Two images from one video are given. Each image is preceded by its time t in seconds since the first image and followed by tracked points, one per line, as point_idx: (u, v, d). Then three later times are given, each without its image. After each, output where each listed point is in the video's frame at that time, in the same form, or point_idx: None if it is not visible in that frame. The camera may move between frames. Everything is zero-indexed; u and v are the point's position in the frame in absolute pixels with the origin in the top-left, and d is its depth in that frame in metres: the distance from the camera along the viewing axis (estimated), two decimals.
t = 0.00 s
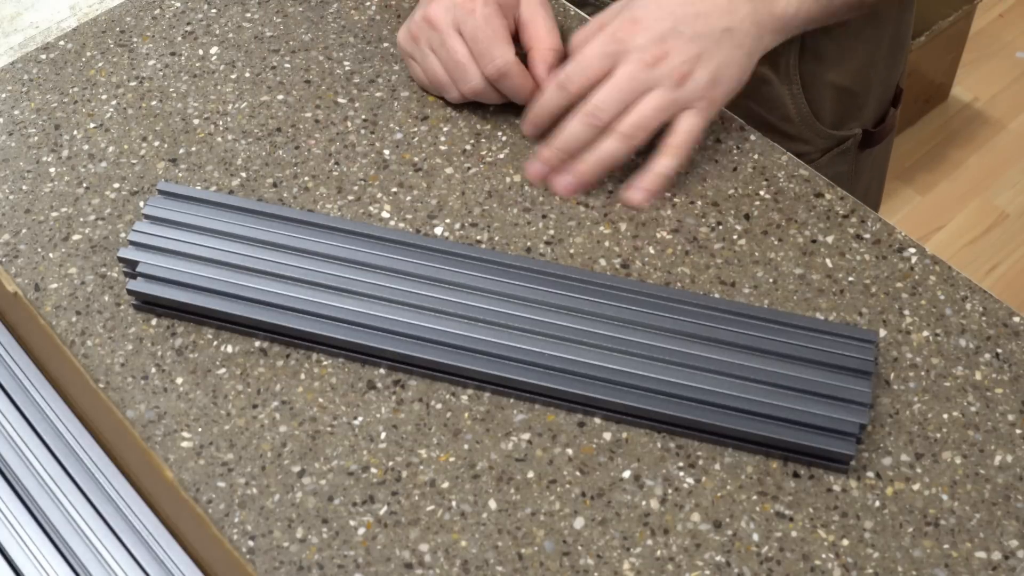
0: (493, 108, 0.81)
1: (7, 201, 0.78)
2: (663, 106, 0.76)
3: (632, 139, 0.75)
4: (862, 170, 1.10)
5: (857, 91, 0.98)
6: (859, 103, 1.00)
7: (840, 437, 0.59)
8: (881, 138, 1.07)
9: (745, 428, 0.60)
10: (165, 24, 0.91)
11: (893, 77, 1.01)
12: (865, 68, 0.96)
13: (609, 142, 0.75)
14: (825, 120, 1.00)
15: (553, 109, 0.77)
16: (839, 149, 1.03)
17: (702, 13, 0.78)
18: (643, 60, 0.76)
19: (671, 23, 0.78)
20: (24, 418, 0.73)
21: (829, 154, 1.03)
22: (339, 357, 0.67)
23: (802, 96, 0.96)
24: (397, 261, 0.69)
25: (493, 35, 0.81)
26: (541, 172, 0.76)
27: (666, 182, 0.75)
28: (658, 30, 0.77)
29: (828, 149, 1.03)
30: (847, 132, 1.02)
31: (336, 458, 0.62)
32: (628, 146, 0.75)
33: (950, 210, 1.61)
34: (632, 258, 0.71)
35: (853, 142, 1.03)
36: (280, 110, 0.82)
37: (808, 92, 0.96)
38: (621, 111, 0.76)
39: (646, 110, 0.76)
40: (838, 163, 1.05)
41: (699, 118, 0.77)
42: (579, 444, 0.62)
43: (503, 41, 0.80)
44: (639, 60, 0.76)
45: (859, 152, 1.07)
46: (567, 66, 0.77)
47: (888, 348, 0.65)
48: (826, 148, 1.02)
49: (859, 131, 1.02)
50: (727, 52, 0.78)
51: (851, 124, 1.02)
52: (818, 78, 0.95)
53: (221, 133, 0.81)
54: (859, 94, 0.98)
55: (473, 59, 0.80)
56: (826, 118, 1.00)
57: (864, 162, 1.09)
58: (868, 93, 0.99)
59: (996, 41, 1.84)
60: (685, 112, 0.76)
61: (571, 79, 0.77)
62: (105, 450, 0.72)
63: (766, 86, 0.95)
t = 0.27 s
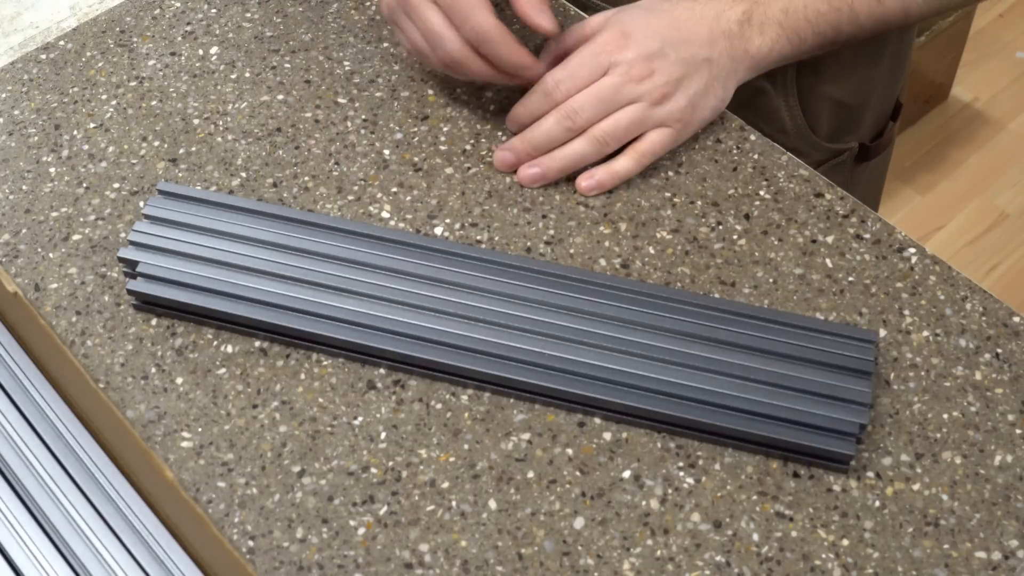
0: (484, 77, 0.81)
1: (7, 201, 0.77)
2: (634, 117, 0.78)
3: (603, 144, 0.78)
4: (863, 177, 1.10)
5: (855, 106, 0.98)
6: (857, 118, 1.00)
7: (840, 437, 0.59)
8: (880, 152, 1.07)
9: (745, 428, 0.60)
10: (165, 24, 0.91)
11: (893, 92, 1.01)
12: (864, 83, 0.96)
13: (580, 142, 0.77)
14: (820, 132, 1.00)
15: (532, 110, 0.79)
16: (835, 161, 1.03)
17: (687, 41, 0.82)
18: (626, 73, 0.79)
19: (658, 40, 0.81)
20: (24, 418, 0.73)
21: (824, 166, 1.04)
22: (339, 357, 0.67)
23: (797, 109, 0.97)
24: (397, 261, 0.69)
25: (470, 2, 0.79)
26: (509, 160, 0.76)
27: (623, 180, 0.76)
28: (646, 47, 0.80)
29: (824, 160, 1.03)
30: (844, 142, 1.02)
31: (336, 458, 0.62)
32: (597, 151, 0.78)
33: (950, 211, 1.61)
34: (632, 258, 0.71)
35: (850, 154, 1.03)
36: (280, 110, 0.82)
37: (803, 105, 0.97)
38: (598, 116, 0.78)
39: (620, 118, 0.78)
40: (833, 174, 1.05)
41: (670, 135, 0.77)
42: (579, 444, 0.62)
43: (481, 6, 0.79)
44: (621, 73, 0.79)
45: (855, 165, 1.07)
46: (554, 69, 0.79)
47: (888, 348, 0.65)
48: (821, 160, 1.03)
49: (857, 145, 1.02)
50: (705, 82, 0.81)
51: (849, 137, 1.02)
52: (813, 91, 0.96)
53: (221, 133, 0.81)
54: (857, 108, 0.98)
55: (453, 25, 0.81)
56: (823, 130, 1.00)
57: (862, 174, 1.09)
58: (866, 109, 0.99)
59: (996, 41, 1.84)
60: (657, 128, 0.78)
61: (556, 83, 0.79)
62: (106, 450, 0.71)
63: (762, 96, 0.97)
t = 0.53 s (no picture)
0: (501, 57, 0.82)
1: (7, 202, 0.77)
2: (635, 112, 0.79)
3: (603, 139, 0.78)
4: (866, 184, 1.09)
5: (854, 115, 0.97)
6: (857, 126, 0.99)
7: (840, 437, 0.59)
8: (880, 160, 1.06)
9: (745, 428, 0.60)
10: (165, 24, 0.91)
11: (894, 99, 1.01)
12: (864, 92, 0.95)
13: (581, 137, 0.78)
14: (819, 140, 1.00)
15: (534, 104, 0.80)
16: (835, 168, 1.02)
17: (689, 40, 0.82)
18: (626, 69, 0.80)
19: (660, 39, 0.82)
20: (24, 418, 0.73)
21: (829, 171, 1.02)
22: (339, 357, 0.67)
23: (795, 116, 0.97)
24: (397, 261, 0.69)
25: None
26: (511, 154, 0.77)
27: (622, 179, 0.76)
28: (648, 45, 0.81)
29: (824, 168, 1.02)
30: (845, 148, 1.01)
31: (336, 458, 0.62)
32: (597, 146, 0.78)
33: (950, 210, 1.61)
34: (632, 258, 0.71)
35: (850, 162, 1.02)
36: (280, 110, 0.82)
37: (801, 112, 0.97)
38: (599, 111, 0.79)
39: (620, 114, 0.79)
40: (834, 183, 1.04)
41: (671, 132, 0.77)
42: (579, 444, 0.62)
43: None
44: (621, 69, 0.80)
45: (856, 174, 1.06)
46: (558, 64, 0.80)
47: (888, 348, 0.65)
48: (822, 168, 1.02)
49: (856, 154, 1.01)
50: (707, 81, 0.81)
51: (848, 147, 1.01)
52: (811, 97, 0.95)
53: (221, 133, 0.81)
54: (856, 117, 0.98)
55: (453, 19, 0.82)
56: (822, 139, 1.00)
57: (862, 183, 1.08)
58: (866, 118, 0.99)
59: (996, 41, 1.84)
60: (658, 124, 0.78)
61: (558, 76, 0.80)
62: (106, 450, 0.72)
63: (758, 103, 0.97)
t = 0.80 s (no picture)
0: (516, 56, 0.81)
1: (7, 201, 0.77)
2: (642, 109, 0.78)
3: (606, 134, 0.78)
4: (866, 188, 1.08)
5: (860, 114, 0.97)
6: (863, 126, 0.99)
7: (840, 437, 0.59)
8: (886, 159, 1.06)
9: (746, 428, 0.60)
10: (165, 24, 0.91)
11: (898, 99, 1.01)
12: (868, 90, 0.96)
13: (584, 131, 0.78)
14: (825, 141, 0.99)
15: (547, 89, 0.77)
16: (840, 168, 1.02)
17: (699, 39, 0.81)
18: (639, 64, 0.78)
19: (674, 34, 0.81)
20: (24, 418, 0.73)
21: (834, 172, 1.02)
22: (339, 357, 0.67)
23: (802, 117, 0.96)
24: (398, 261, 0.69)
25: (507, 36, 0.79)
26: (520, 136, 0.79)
27: (616, 170, 0.77)
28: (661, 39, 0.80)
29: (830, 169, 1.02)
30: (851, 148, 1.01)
31: (336, 458, 0.62)
32: (600, 140, 0.77)
33: (950, 210, 1.61)
34: (632, 258, 0.71)
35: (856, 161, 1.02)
36: (280, 110, 0.82)
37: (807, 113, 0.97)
38: (606, 105, 0.78)
39: (627, 109, 0.78)
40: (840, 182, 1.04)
41: (672, 131, 0.77)
42: (579, 444, 0.62)
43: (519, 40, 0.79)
44: (634, 63, 0.78)
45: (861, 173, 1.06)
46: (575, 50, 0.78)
47: (888, 348, 0.65)
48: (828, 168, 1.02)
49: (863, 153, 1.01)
50: (713, 82, 0.81)
51: (855, 146, 1.01)
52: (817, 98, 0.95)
53: (221, 133, 0.81)
54: (862, 117, 0.98)
55: (498, 70, 0.80)
56: (829, 139, 0.99)
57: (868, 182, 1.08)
58: (871, 117, 0.99)
59: (996, 41, 1.84)
60: (662, 121, 0.78)
61: (576, 64, 0.77)
62: (106, 450, 0.72)
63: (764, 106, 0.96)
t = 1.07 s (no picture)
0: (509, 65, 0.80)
1: (7, 201, 0.77)
2: (642, 108, 0.77)
3: (607, 134, 0.77)
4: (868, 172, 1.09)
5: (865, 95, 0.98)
6: (868, 106, 0.99)
7: (840, 437, 0.59)
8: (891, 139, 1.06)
9: (745, 428, 0.60)
10: (165, 24, 0.91)
11: (901, 78, 1.01)
12: (873, 71, 0.96)
13: (584, 130, 0.78)
14: (831, 124, 0.99)
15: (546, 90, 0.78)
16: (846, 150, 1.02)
17: (698, 38, 0.81)
18: (639, 64, 0.78)
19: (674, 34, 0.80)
20: (24, 418, 0.73)
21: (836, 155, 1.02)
22: (339, 357, 0.67)
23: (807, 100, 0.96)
24: (398, 261, 0.69)
25: (507, 27, 0.80)
26: (522, 136, 0.79)
27: (616, 170, 0.77)
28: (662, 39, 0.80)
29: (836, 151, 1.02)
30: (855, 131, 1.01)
31: (336, 458, 0.62)
32: (600, 140, 0.77)
33: (950, 210, 1.61)
34: (632, 258, 0.71)
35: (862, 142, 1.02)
36: (280, 110, 0.82)
37: (813, 96, 0.97)
38: (607, 105, 0.78)
39: (627, 109, 0.78)
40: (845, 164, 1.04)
41: (671, 132, 0.77)
42: (579, 444, 0.62)
43: (519, 30, 0.79)
44: (634, 62, 0.78)
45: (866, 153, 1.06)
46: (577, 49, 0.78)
47: (888, 348, 0.65)
48: (835, 150, 1.02)
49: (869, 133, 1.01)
50: (713, 82, 0.80)
51: (861, 126, 1.01)
52: (823, 81, 0.95)
53: (221, 133, 0.81)
54: (867, 98, 0.98)
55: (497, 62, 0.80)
56: (835, 121, 0.99)
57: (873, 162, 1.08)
58: (876, 97, 0.99)
59: (996, 41, 1.84)
60: (662, 121, 0.78)
61: (574, 63, 0.78)
62: (106, 450, 0.72)
63: (771, 92, 0.96)
